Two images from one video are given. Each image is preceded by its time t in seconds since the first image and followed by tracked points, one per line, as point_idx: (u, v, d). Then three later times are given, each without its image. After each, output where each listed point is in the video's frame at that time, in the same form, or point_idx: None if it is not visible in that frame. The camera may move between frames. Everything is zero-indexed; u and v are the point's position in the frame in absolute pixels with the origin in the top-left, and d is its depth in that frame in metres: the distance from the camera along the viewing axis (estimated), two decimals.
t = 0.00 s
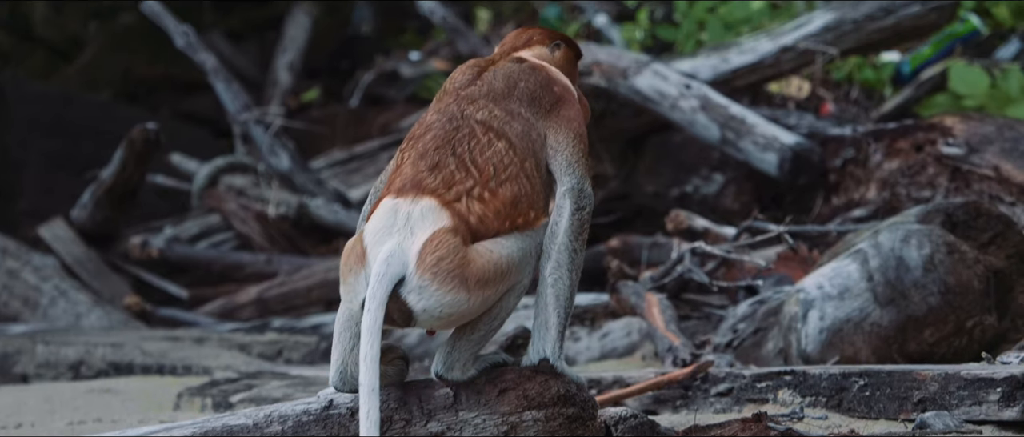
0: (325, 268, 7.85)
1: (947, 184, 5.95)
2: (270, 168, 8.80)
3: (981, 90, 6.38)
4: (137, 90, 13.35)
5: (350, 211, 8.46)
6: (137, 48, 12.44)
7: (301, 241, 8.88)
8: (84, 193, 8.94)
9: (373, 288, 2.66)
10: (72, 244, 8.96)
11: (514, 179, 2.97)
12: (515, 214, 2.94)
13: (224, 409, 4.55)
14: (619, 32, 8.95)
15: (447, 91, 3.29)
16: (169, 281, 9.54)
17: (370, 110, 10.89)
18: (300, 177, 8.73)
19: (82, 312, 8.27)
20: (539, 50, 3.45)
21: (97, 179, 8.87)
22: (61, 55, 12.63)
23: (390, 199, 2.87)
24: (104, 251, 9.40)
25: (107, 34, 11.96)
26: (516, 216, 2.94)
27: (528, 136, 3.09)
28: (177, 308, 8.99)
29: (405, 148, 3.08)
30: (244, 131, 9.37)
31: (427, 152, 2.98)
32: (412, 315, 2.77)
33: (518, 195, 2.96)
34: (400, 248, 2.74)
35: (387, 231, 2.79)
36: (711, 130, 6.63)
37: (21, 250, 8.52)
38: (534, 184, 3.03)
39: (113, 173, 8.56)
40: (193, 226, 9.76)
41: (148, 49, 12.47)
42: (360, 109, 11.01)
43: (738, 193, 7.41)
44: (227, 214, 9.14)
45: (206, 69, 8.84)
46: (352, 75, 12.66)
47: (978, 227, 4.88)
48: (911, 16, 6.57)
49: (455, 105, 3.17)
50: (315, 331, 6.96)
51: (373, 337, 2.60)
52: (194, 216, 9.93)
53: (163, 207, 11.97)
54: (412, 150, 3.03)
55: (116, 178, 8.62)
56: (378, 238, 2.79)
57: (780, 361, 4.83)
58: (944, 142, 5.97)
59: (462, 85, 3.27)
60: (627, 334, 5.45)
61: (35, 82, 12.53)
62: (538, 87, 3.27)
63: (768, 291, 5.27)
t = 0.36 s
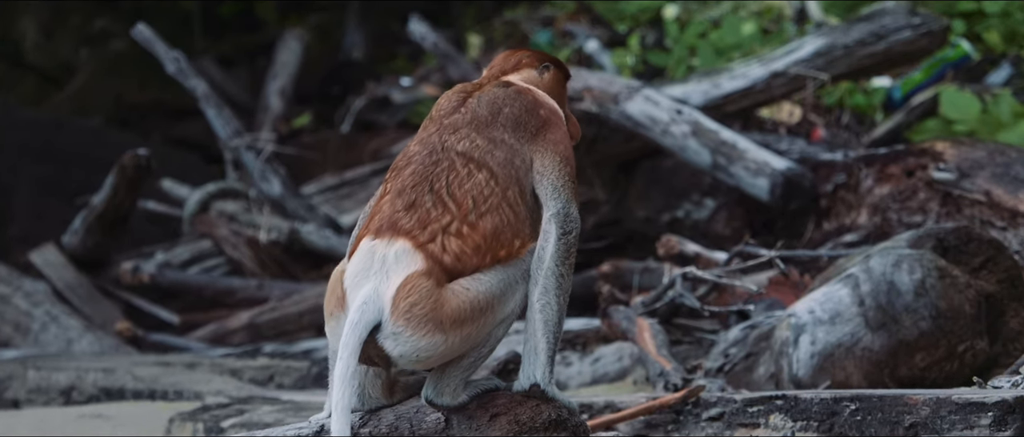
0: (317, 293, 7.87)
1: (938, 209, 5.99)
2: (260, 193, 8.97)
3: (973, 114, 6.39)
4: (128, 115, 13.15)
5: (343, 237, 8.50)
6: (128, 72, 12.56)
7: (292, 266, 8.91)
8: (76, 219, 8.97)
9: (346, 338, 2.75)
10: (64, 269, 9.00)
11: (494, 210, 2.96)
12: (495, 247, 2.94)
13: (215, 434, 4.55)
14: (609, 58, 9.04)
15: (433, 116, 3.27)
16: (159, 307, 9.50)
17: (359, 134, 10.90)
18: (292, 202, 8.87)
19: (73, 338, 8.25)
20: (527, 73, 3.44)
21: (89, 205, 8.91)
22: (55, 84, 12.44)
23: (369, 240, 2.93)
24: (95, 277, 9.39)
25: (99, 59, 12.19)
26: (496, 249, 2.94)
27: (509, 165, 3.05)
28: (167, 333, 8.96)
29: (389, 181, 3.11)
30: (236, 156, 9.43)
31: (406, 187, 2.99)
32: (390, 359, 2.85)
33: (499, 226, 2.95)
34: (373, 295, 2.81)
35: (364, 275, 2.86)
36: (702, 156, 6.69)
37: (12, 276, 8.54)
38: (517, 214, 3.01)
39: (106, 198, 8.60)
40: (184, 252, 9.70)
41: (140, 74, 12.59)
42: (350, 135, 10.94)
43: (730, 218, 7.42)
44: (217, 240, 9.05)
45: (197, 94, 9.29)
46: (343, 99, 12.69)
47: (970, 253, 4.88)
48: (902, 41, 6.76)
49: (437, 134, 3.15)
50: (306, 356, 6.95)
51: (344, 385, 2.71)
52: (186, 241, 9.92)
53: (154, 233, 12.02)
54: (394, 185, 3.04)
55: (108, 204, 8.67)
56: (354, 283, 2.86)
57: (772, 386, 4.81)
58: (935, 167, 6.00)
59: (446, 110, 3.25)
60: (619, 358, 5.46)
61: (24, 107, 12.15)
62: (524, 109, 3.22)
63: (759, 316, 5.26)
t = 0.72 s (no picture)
0: (309, 298, 7.88)
1: (930, 214, 6.01)
2: (254, 198, 9.09)
3: (966, 120, 6.45)
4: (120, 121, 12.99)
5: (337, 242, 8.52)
6: (120, 78, 12.54)
7: (284, 271, 8.94)
8: (68, 224, 8.99)
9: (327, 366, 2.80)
10: (56, 274, 9.02)
11: (473, 221, 2.95)
12: (475, 259, 2.94)
13: None
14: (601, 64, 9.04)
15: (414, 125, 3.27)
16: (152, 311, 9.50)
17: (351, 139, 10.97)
18: (285, 207, 8.88)
19: (66, 342, 8.29)
20: (511, 74, 3.39)
21: (82, 209, 8.94)
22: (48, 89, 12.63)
23: (349, 263, 2.97)
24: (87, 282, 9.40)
25: (91, 65, 12.31)
26: (476, 260, 2.94)
27: (487, 171, 3.03)
28: (160, 338, 8.95)
29: (370, 197, 3.13)
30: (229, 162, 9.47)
31: (384, 205, 3.01)
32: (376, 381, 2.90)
33: (477, 237, 2.94)
34: (352, 321, 2.85)
35: (344, 301, 2.91)
36: (694, 161, 6.70)
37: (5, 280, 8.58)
38: (497, 222, 2.99)
39: (99, 203, 8.62)
40: (175, 257, 9.53)
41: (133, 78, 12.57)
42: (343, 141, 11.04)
43: (722, 223, 7.41)
44: (210, 244, 9.05)
45: (189, 99, 9.37)
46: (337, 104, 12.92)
47: (962, 257, 4.87)
48: (895, 46, 6.87)
49: (416, 145, 3.15)
50: (298, 361, 6.95)
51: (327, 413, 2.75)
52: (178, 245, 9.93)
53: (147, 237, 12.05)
54: (374, 201, 3.07)
55: (100, 209, 8.70)
56: (335, 309, 2.91)
57: (765, 391, 4.79)
58: (927, 172, 6.01)
59: (426, 118, 3.24)
60: (611, 363, 5.52)
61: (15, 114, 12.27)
62: (504, 113, 3.19)
63: (751, 321, 5.28)
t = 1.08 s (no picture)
0: (305, 293, 7.89)
1: (926, 208, 6.03)
2: (248, 193, 9.01)
3: (961, 114, 6.46)
4: (116, 116, 13.20)
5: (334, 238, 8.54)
6: (116, 72, 12.36)
7: (280, 266, 8.97)
8: (63, 218, 9.00)
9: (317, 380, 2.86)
10: (51, 269, 9.03)
11: (449, 221, 2.96)
12: (456, 258, 2.96)
13: (203, 432, 4.56)
14: (597, 58, 9.08)
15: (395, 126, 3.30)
16: (146, 306, 9.51)
17: (347, 135, 10.97)
18: (280, 202, 8.85)
19: (61, 337, 8.27)
20: (494, 62, 3.44)
21: (77, 204, 8.95)
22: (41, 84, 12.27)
23: (335, 275, 3.01)
24: (82, 276, 9.40)
25: (86, 60, 11.83)
26: (457, 260, 2.95)
27: (462, 167, 3.03)
28: (155, 334, 8.96)
29: (355, 202, 3.16)
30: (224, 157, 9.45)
31: (364, 212, 3.04)
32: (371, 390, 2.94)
33: (457, 235, 2.95)
34: (340, 333, 2.90)
35: (333, 314, 2.96)
36: (689, 156, 6.72)
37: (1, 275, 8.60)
38: (476, 219, 3.00)
39: (95, 198, 8.62)
40: (171, 251, 9.71)
41: (127, 71, 12.39)
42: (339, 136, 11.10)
43: (717, 218, 7.44)
44: (206, 239, 9.13)
45: (185, 95, 9.37)
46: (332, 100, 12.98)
47: (957, 252, 4.86)
48: (889, 41, 6.87)
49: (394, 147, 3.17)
50: (294, 355, 6.95)
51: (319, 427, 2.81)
52: (174, 241, 9.94)
53: (142, 232, 12.07)
54: (357, 207, 3.10)
55: (95, 204, 8.70)
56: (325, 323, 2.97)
57: (760, 385, 4.79)
58: (922, 167, 6.03)
59: (405, 118, 3.26)
60: (606, 358, 5.55)
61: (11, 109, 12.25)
62: (481, 107, 3.21)
63: (747, 315, 5.27)
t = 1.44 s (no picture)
0: (302, 285, 7.89)
1: (923, 201, 6.03)
2: (246, 185, 9.01)
3: (959, 107, 6.48)
4: (114, 108, 13.25)
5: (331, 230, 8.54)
6: (115, 65, 12.23)
7: (277, 258, 8.96)
8: (61, 211, 8.99)
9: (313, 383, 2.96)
10: (49, 261, 9.04)
11: (427, 218, 2.98)
12: (437, 255, 2.98)
13: (200, 424, 4.57)
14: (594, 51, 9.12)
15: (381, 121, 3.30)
16: (144, 298, 9.51)
17: (344, 127, 10.92)
18: (277, 195, 8.77)
19: (59, 329, 8.27)
20: (482, 50, 3.38)
21: (75, 196, 8.94)
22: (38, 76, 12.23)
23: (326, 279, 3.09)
24: (80, 269, 9.40)
25: (85, 54, 11.78)
26: (438, 256, 2.98)
27: (438, 163, 3.02)
28: (152, 326, 8.96)
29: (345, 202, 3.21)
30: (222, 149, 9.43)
31: (348, 214, 3.09)
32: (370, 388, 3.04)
33: (435, 233, 2.98)
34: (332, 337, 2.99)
35: (327, 318, 3.05)
36: (687, 148, 6.72)
37: None
38: (455, 215, 3.02)
39: (93, 190, 8.61)
40: (168, 244, 9.71)
41: (125, 64, 12.27)
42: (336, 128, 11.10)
43: (715, 210, 7.45)
44: (204, 231, 9.15)
45: (183, 87, 9.36)
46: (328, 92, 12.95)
47: (955, 245, 4.87)
48: (888, 34, 6.87)
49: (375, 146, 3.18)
50: (292, 348, 6.96)
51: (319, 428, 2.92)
52: (171, 233, 9.94)
53: (139, 224, 12.08)
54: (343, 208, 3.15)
55: (93, 196, 8.70)
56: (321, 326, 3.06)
57: (758, 377, 4.80)
58: (921, 160, 6.02)
59: (387, 112, 3.25)
60: (603, 351, 5.57)
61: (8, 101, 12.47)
62: (461, 97, 3.17)
63: (744, 308, 5.27)
